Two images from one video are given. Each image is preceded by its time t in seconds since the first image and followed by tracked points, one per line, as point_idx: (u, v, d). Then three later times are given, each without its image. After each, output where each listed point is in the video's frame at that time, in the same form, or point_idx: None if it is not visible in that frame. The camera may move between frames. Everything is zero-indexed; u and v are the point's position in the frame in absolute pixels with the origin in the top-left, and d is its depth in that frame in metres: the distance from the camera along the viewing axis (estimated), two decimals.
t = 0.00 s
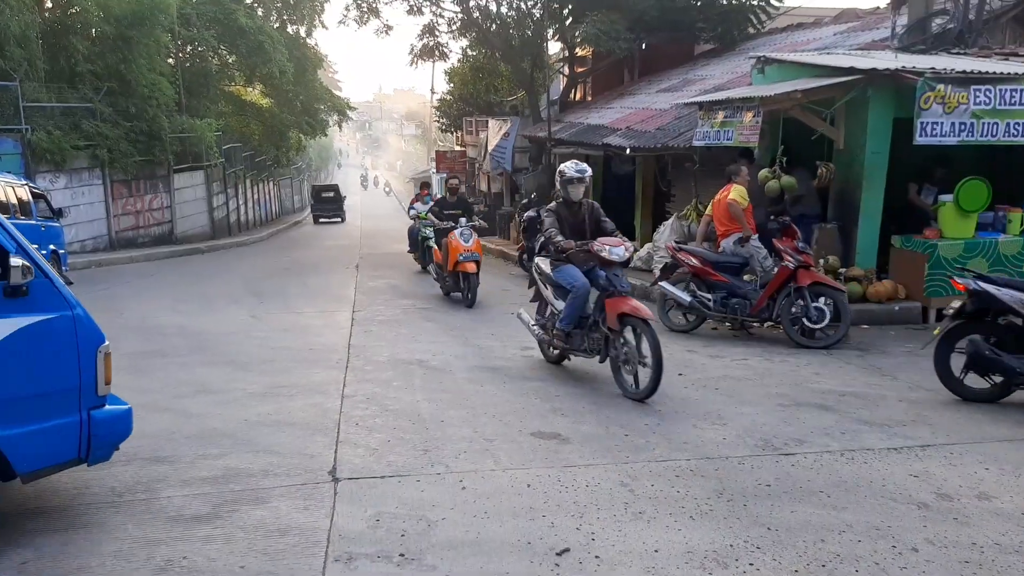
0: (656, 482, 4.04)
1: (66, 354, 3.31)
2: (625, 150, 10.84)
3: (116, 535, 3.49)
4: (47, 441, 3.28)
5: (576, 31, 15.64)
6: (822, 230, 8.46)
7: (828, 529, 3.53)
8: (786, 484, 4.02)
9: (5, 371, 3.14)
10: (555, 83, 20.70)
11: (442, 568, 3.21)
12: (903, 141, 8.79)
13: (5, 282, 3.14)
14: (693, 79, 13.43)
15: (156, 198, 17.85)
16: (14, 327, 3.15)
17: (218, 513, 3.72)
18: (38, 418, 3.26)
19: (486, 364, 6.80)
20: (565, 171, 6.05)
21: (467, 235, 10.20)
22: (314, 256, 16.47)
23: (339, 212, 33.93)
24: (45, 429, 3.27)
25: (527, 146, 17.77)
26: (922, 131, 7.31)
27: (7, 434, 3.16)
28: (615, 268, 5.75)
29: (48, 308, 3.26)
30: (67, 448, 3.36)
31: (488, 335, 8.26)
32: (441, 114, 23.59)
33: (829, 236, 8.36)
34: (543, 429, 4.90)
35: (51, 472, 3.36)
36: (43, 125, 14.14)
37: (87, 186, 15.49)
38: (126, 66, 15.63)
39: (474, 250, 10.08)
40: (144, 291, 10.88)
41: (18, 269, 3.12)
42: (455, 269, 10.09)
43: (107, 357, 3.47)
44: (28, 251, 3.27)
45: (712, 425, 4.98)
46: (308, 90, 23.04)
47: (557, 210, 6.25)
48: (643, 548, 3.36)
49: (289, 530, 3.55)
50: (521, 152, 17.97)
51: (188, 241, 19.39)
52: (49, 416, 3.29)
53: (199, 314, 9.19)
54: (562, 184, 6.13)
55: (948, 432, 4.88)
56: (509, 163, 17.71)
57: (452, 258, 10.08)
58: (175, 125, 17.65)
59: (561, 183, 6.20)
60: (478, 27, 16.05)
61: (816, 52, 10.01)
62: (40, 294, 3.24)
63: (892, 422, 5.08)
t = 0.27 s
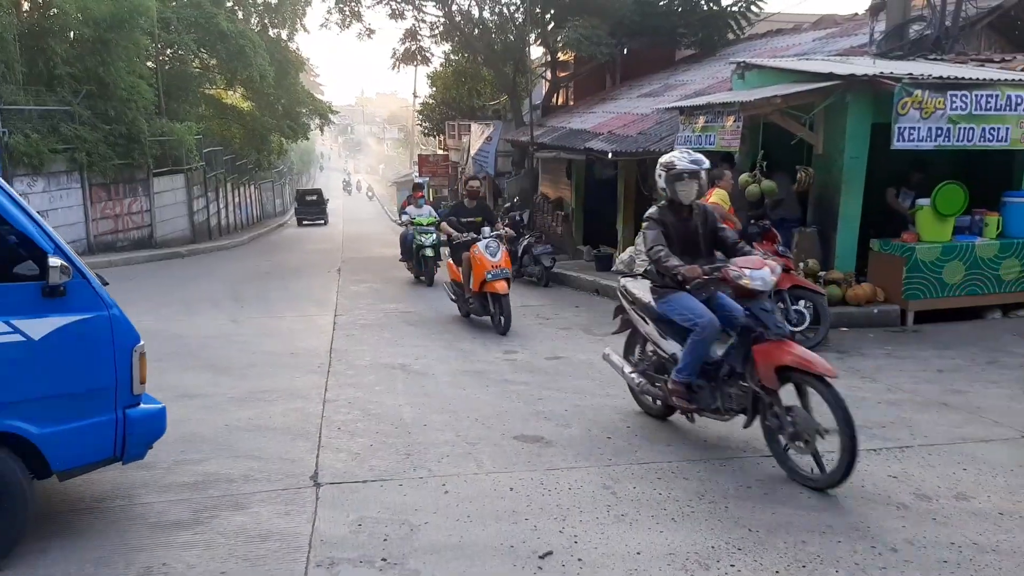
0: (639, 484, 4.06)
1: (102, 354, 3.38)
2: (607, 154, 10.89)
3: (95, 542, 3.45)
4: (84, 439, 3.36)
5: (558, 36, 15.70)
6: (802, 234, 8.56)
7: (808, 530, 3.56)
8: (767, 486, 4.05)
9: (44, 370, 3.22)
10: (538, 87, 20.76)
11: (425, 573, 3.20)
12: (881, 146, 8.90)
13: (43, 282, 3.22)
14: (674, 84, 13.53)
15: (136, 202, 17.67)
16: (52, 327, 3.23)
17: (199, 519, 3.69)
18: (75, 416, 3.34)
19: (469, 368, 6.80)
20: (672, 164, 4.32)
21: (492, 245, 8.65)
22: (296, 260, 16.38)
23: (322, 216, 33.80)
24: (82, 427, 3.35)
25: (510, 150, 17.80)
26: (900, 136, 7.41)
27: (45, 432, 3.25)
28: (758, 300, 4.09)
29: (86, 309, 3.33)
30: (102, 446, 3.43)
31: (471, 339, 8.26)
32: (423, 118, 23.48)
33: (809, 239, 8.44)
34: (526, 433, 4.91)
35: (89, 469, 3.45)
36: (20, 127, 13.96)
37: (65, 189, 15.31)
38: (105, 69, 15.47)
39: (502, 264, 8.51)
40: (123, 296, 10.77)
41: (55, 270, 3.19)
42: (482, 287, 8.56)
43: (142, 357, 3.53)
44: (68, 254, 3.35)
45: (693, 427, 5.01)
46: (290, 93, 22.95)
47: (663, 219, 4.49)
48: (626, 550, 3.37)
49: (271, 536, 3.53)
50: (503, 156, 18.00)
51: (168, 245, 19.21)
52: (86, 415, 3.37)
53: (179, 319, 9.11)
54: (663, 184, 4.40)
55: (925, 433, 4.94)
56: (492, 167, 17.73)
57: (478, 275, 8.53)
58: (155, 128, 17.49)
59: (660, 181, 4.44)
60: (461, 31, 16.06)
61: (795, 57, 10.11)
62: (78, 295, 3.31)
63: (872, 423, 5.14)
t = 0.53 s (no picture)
0: (621, 485, 4.08)
1: (142, 355, 3.41)
2: (588, 156, 10.93)
3: (72, 550, 3.41)
4: (124, 439, 3.40)
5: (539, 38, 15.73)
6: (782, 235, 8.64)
7: (788, 528, 3.60)
8: (747, 485, 4.09)
9: (87, 369, 3.27)
10: (519, 90, 20.79)
11: None
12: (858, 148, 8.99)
13: (87, 283, 3.26)
14: (654, 87, 13.60)
15: (114, 205, 17.48)
16: (96, 327, 3.27)
17: (178, 525, 3.66)
18: (114, 416, 3.37)
19: (451, 371, 6.79)
20: (904, 158, 3.05)
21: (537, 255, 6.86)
22: (277, 263, 16.29)
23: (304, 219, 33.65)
24: (123, 426, 3.39)
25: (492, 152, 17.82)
26: (877, 138, 7.49)
27: (86, 430, 3.29)
28: None
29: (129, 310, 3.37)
30: (141, 445, 3.46)
31: (454, 341, 8.26)
32: (405, 121, 23.50)
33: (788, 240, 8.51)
34: (508, 435, 4.92)
35: (128, 468, 3.48)
36: None
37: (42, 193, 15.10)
38: (83, 71, 15.29)
39: (552, 282, 6.58)
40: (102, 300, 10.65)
41: (99, 271, 3.22)
42: (529, 313, 6.72)
43: (181, 357, 3.57)
44: (111, 255, 3.39)
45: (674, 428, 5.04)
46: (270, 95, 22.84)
47: (894, 239, 3.16)
48: (608, 551, 3.39)
49: (252, 541, 3.51)
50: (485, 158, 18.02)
51: (147, 249, 19.02)
52: (126, 415, 3.41)
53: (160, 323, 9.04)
54: (887, 185, 3.14)
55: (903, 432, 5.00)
56: (473, 169, 17.73)
57: (522, 298, 6.66)
58: (133, 131, 17.32)
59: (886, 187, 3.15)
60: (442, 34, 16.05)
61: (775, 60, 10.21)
62: (120, 296, 3.35)
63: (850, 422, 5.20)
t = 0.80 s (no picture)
0: (597, 485, 4.09)
1: (177, 355, 3.37)
2: (564, 157, 10.98)
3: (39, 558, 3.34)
4: (159, 439, 3.36)
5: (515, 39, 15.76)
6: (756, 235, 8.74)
7: (762, 526, 3.64)
8: (721, 484, 4.12)
9: (124, 370, 3.22)
10: (495, 91, 20.82)
11: None
12: (831, 149, 9.12)
13: (125, 283, 3.22)
14: (630, 88, 13.70)
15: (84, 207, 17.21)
16: (134, 327, 3.23)
17: (149, 531, 3.60)
18: (149, 416, 3.33)
19: (428, 373, 6.78)
20: None
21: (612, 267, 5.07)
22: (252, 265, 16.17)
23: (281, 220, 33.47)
24: (158, 426, 3.35)
25: (468, 153, 17.84)
26: (849, 139, 7.59)
27: (123, 430, 3.25)
28: None
29: (165, 310, 3.34)
30: (174, 445, 3.41)
31: (430, 342, 8.24)
32: (382, 121, 23.44)
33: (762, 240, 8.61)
34: (485, 436, 4.91)
35: (161, 469, 3.44)
36: None
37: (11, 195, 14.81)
38: (53, 72, 14.98)
39: (640, 316, 4.80)
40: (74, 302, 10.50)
41: (138, 272, 3.18)
42: (609, 356, 4.91)
43: (215, 357, 3.54)
44: (147, 255, 3.36)
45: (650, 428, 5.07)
46: (244, 96, 22.61)
47: None
48: (584, 551, 3.38)
49: (226, 546, 3.46)
50: (462, 159, 18.03)
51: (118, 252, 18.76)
52: (161, 414, 3.36)
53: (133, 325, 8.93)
54: None
55: (875, 429, 5.08)
56: (450, 170, 17.74)
57: (599, 335, 4.87)
58: (104, 132, 17.04)
59: None
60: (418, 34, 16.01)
61: (749, 62, 10.35)
62: (155, 296, 3.31)
63: (823, 420, 5.28)
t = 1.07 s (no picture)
0: (575, 490, 4.09)
1: (213, 357, 3.53)
2: (542, 162, 11.01)
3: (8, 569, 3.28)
4: (194, 439, 3.50)
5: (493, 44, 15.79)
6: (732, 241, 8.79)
7: (739, 530, 3.66)
8: (699, 488, 4.14)
9: (163, 371, 3.37)
10: (473, 96, 20.83)
11: None
12: (805, 155, 9.21)
13: (162, 288, 3.38)
14: (607, 94, 13.78)
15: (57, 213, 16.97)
16: (169, 331, 3.38)
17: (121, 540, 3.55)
18: (186, 417, 3.48)
19: (405, 379, 6.75)
20: None
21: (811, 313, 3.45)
22: (228, 270, 16.02)
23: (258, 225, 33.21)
24: (191, 427, 3.48)
25: (447, 158, 17.82)
26: (823, 145, 7.68)
27: (158, 430, 3.39)
28: None
29: (201, 314, 3.48)
30: (209, 445, 3.56)
31: (408, 348, 8.20)
32: (359, 125, 23.30)
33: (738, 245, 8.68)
34: (463, 442, 4.90)
35: (195, 469, 3.58)
36: None
37: None
38: (25, 75, 14.77)
39: (862, 407, 3.06)
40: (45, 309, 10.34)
41: (176, 276, 3.35)
42: (808, 475, 3.13)
43: (248, 361, 3.68)
44: (184, 261, 3.52)
45: (628, 432, 5.09)
46: (220, 100, 22.42)
47: None
48: (562, 556, 3.38)
49: (201, 556, 3.42)
50: (440, 164, 18.01)
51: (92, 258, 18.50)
52: (197, 416, 3.51)
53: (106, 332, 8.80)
54: None
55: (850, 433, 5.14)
56: (428, 175, 17.72)
57: (796, 439, 3.10)
58: (77, 136, 16.79)
59: None
60: (395, 39, 15.97)
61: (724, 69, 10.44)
62: (191, 300, 3.47)
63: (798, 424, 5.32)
